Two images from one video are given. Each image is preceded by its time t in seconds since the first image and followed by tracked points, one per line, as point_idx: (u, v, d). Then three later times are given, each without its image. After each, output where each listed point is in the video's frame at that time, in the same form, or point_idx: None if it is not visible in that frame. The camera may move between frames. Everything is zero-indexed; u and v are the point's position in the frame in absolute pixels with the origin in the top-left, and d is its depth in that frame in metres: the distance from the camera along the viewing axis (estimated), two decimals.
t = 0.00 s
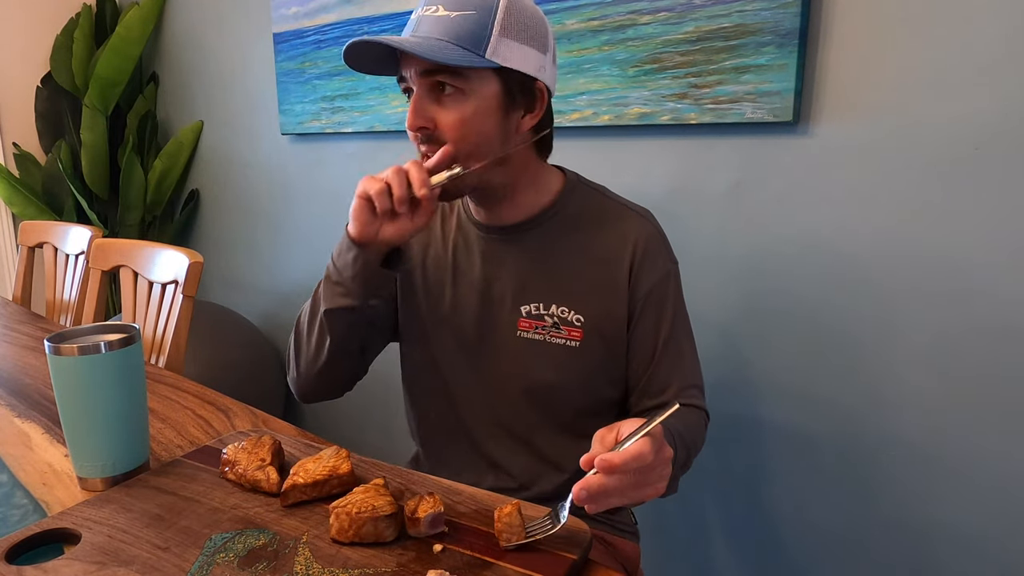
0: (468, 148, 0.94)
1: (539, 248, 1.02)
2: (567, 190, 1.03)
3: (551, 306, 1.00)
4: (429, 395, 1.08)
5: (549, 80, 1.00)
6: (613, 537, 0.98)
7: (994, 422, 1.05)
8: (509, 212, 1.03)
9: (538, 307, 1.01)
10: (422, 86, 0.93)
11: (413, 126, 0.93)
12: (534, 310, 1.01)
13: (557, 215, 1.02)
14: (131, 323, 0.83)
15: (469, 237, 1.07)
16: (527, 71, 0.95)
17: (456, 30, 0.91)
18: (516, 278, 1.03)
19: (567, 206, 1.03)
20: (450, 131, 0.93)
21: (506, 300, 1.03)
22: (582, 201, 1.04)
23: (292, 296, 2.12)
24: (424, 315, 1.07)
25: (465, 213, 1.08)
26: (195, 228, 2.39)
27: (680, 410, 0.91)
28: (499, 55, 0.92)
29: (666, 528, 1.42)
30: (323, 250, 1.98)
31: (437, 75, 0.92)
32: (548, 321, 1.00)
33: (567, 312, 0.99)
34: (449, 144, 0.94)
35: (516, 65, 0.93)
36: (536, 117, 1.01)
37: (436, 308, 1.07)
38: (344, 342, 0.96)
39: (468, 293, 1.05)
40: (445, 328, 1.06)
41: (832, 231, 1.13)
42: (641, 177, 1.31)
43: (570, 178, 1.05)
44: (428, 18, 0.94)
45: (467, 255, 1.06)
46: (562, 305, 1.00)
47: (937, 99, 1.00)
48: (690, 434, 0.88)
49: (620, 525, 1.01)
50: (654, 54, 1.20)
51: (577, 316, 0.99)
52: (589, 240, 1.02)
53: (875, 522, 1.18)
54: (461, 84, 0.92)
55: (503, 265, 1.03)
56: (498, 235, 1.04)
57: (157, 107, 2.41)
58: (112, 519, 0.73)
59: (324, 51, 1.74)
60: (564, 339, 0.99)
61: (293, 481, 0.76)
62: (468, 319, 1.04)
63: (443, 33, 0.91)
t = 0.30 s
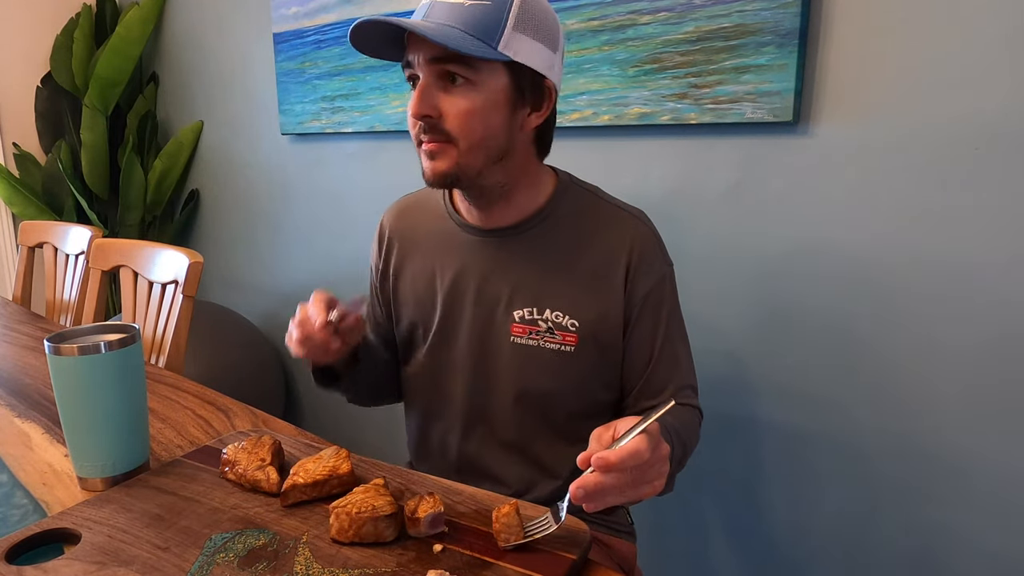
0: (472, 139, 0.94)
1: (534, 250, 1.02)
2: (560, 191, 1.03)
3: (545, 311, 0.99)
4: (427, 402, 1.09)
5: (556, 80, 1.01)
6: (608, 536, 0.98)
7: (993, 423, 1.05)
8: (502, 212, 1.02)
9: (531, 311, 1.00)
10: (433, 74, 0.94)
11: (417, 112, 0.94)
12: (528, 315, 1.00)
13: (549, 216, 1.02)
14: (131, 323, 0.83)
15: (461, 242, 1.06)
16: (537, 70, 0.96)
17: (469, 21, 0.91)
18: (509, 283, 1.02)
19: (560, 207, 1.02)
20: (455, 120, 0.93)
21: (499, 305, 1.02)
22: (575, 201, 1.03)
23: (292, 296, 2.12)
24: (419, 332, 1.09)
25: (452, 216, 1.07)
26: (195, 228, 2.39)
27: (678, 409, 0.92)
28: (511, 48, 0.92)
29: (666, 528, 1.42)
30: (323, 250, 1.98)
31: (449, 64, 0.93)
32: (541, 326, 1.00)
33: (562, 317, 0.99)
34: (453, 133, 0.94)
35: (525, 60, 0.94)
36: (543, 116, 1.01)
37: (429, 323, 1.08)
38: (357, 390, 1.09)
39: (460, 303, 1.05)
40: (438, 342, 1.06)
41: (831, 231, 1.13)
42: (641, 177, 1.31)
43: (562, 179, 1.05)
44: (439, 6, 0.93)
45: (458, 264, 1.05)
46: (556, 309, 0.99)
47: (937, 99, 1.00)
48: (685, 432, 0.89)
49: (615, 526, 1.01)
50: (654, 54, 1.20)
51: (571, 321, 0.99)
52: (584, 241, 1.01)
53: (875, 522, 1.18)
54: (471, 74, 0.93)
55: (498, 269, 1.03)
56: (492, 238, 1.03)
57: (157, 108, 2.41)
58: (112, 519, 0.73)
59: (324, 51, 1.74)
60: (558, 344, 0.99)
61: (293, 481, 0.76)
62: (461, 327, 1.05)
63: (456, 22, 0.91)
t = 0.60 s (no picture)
0: (484, 142, 0.94)
1: (533, 252, 1.01)
2: (558, 192, 1.03)
3: (545, 313, 0.99)
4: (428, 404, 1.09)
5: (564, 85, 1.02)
6: (613, 542, 0.97)
7: (994, 422, 1.05)
8: (503, 215, 1.03)
9: (531, 314, 1.00)
10: (449, 71, 0.93)
11: (432, 110, 0.92)
12: (527, 317, 1.00)
13: (548, 218, 1.02)
14: (131, 323, 0.83)
15: (459, 245, 1.06)
16: (551, 75, 0.97)
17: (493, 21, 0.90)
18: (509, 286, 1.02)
19: (558, 209, 1.02)
20: (469, 121, 0.92)
21: (500, 307, 1.02)
22: (573, 202, 1.03)
23: (292, 296, 2.12)
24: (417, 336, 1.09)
25: (451, 220, 1.07)
26: (195, 228, 2.39)
27: (677, 407, 0.93)
28: (529, 52, 0.93)
29: (666, 528, 1.42)
30: (323, 251, 1.98)
31: (467, 63, 0.92)
32: (541, 329, 0.99)
33: (561, 319, 0.99)
34: (466, 134, 0.93)
35: (541, 64, 0.95)
36: (549, 121, 1.03)
37: (428, 327, 1.08)
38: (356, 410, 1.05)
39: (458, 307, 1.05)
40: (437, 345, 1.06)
41: (832, 231, 1.13)
42: (642, 177, 1.31)
43: (561, 179, 1.05)
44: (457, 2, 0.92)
45: (456, 268, 1.05)
46: (556, 312, 0.99)
47: (937, 99, 1.00)
48: (686, 429, 0.89)
49: (618, 527, 1.00)
50: (654, 54, 1.20)
51: (571, 323, 0.98)
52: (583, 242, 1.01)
53: (875, 523, 1.19)
54: (489, 74, 0.92)
55: (497, 272, 1.02)
56: (493, 241, 1.03)
57: (157, 108, 2.41)
58: (112, 519, 0.73)
59: (324, 51, 1.74)
60: (558, 346, 0.99)
61: (293, 481, 0.76)
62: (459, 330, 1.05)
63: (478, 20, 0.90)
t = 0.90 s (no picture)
0: (499, 142, 0.94)
1: (538, 253, 1.02)
2: (563, 194, 1.03)
3: (550, 316, 0.99)
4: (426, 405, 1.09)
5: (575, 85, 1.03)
6: (613, 540, 0.97)
7: (995, 422, 1.05)
8: (510, 216, 1.03)
9: (536, 316, 1.00)
10: (463, 71, 0.93)
11: (447, 110, 0.92)
12: (533, 320, 1.00)
13: (553, 220, 1.02)
14: (131, 323, 0.83)
15: (461, 246, 1.06)
16: (564, 76, 0.97)
17: (510, 21, 0.90)
18: (515, 288, 1.02)
19: (563, 211, 1.03)
20: (484, 121, 0.93)
21: (505, 308, 1.02)
22: (577, 204, 1.04)
23: (292, 296, 2.12)
24: (414, 334, 1.09)
25: (454, 220, 1.06)
26: (195, 228, 2.39)
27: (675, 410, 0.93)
28: (542, 52, 0.92)
29: (666, 528, 1.42)
30: (323, 251, 1.98)
31: (481, 63, 0.92)
32: (547, 331, 0.99)
33: (567, 322, 0.99)
34: (481, 134, 0.93)
35: (554, 64, 0.94)
36: (561, 121, 1.04)
37: (427, 327, 1.08)
38: (355, 409, 1.05)
39: (460, 308, 1.05)
40: (437, 345, 1.06)
41: (832, 231, 1.13)
42: (642, 176, 1.31)
43: (565, 181, 1.05)
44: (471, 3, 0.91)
45: (458, 269, 1.05)
46: (561, 314, 0.99)
47: (937, 99, 1.00)
48: (683, 432, 0.89)
49: (618, 526, 1.01)
50: (654, 54, 1.20)
51: (577, 326, 0.99)
52: (587, 244, 1.01)
53: (875, 523, 1.18)
54: (503, 74, 0.92)
55: (501, 273, 1.03)
56: (499, 243, 1.03)
57: (158, 108, 2.41)
58: (112, 519, 0.73)
59: (324, 51, 1.74)
60: (564, 349, 0.99)
61: (293, 481, 0.76)
62: (460, 332, 1.05)
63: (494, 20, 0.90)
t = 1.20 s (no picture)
0: (501, 145, 0.95)
1: (542, 254, 1.02)
2: (567, 194, 1.03)
3: (555, 316, 0.99)
4: (430, 405, 1.09)
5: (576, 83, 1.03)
6: (614, 541, 0.97)
7: (993, 424, 1.05)
8: (514, 217, 1.02)
9: (541, 317, 1.00)
10: (461, 75, 0.93)
11: (446, 115, 0.92)
12: (538, 320, 1.00)
13: (557, 221, 1.02)
14: (131, 323, 0.83)
15: (465, 246, 1.06)
16: (564, 76, 0.97)
17: (510, 21, 0.90)
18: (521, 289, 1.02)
19: (567, 211, 1.03)
20: (485, 126, 0.93)
21: (510, 309, 1.02)
22: (581, 203, 1.04)
23: (292, 296, 2.12)
24: (419, 335, 1.09)
25: (457, 221, 1.06)
26: (195, 228, 2.39)
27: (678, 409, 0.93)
28: (541, 52, 0.93)
29: (667, 528, 1.42)
30: (323, 251, 1.98)
31: (479, 66, 0.92)
32: (552, 331, 1.00)
33: (573, 321, 0.99)
34: (483, 137, 0.94)
35: (553, 65, 0.95)
36: (563, 119, 1.03)
37: (432, 328, 1.07)
38: (358, 411, 1.05)
39: (465, 309, 1.05)
40: (442, 346, 1.06)
41: (833, 231, 1.13)
42: (642, 176, 1.31)
43: (569, 181, 1.05)
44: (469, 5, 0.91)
45: (463, 271, 1.05)
46: (567, 314, 0.99)
47: (937, 99, 1.00)
48: (686, 431, 0.89)
49: (620, 527, 1.00)
50: (654, 54, 1.20)
51: (583, 326, 0.99)
52: (591, 244, 1.01)
53: (876, 523, 1.18)
54: (501, 78, 0.92)
55: (506, 275, 1.03)
56: (502, 244, 1.03)
57: (158, 108, 2.41)
58: (112, 519, 0.73)
59: (324, 51, 1.74)
60: (569, 348, 0.99)
61: (293, 481, 0.76)
62: (465, 333, 1.05)
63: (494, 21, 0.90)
